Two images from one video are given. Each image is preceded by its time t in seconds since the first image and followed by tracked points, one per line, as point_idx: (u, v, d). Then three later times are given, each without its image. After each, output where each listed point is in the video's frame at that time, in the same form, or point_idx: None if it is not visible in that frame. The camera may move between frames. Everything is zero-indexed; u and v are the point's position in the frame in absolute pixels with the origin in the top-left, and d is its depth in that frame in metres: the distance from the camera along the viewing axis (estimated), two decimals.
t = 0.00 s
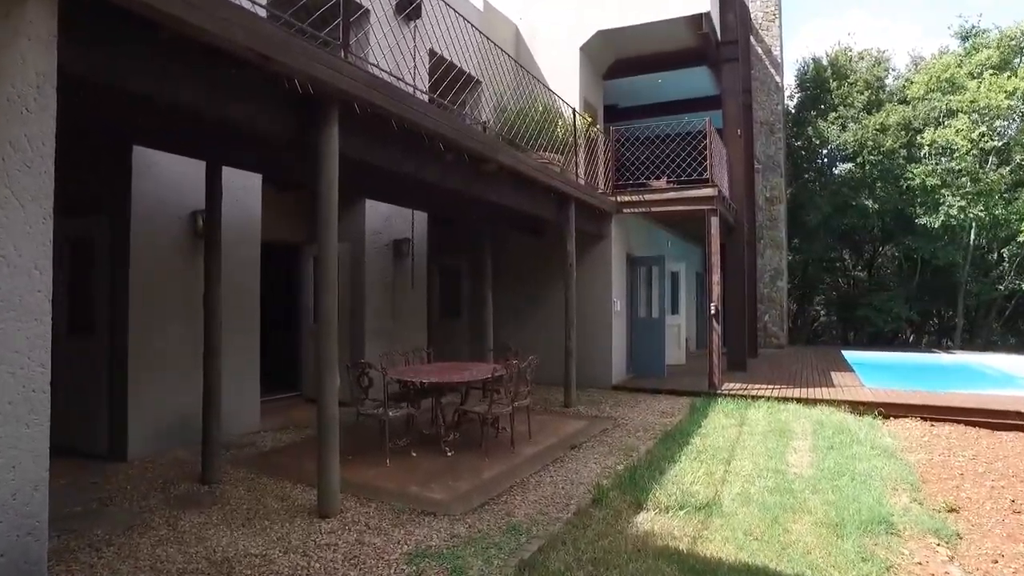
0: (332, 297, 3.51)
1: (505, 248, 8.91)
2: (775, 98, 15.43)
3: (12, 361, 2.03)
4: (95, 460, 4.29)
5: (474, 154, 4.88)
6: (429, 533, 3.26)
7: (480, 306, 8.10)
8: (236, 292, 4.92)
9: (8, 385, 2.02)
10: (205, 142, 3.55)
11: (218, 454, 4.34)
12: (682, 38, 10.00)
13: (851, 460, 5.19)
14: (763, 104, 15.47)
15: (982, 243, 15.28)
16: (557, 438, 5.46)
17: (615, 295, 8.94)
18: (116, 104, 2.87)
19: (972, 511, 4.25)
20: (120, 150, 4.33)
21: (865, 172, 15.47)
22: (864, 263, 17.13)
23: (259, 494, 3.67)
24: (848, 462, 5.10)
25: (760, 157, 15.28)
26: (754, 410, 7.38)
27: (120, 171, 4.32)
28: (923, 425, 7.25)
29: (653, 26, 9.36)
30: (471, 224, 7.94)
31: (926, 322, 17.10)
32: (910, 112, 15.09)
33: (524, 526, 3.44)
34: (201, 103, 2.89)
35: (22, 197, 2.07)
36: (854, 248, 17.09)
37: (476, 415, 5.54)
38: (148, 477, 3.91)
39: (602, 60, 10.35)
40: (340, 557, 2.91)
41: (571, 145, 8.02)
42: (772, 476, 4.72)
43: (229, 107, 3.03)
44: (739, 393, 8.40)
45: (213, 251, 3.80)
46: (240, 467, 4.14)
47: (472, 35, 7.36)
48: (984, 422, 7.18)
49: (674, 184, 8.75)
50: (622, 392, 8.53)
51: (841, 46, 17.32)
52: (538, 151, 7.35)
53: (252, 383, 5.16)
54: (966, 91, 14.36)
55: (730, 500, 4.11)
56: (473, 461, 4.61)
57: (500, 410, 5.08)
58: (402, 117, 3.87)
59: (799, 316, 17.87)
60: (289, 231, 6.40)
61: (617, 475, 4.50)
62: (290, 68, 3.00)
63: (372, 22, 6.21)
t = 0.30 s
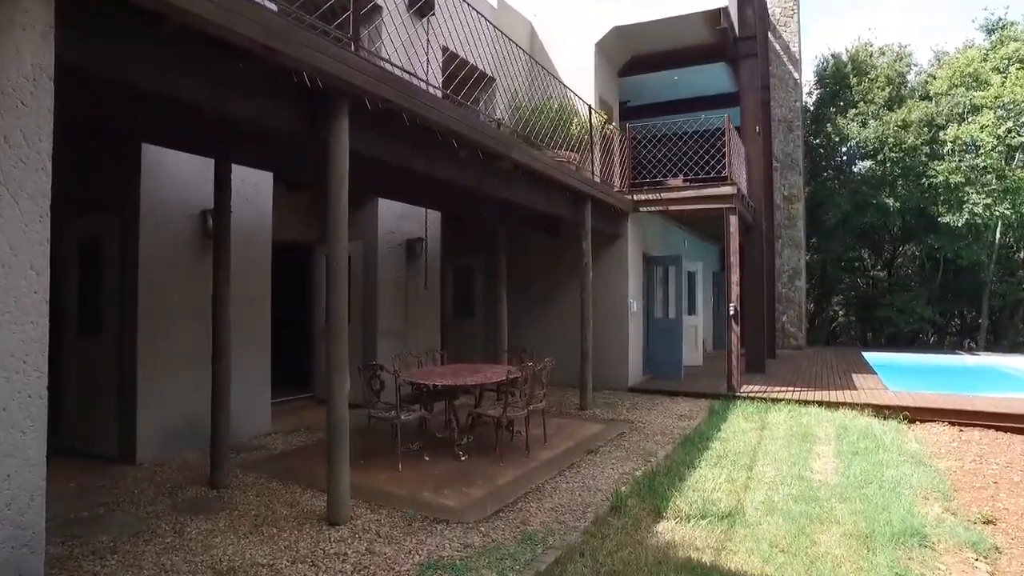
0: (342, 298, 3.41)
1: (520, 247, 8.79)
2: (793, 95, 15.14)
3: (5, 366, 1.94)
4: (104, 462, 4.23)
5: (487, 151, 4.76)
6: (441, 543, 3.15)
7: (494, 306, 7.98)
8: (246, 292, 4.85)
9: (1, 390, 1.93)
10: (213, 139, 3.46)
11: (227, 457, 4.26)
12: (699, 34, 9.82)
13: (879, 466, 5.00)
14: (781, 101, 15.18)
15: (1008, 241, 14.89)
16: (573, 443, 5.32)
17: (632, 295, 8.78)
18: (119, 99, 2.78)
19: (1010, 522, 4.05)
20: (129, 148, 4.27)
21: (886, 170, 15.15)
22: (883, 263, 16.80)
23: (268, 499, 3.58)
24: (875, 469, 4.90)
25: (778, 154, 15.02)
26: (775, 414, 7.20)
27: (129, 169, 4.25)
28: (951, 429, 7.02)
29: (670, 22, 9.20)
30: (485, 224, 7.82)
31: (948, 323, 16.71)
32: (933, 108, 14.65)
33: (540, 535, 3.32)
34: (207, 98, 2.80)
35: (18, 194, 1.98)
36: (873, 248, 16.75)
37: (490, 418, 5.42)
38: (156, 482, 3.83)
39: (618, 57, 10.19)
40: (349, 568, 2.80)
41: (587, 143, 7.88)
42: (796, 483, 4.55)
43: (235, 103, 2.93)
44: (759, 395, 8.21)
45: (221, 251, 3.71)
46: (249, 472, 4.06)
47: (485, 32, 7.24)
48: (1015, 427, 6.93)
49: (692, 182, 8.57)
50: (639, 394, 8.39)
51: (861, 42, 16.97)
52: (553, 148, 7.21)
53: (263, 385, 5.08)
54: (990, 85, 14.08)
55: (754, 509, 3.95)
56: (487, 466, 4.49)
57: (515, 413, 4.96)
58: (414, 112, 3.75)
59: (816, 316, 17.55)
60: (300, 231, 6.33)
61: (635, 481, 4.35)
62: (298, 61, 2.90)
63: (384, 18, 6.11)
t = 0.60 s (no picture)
0: (352, 299, 3.32)
1: (535, 247, 8.68)
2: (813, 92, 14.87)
3: None
4: (115, 464, 4.19)
5: (501, 148, 4.66)
6: (453, 552, 3.04)
7: (508, 307, 7.88)
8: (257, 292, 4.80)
9: None
10: (222, 137, 3.40)
11: (237, 460, 4.20)
12: (717, 30, 9.64)
13: (906, 473, 4.82)
14: (800, 98, 14.91)
15: None
16: (589, 447, 5.20)
17: (648, 295, 8.63)
18: (124, 94, 2.72)
19: None
20: (139, 146, 4.23)
21: (908, 167, 14.81)
22: (903, 263, 16.48)
23: (277, 504, 3.51)
24: (903, 476, 4.72)
25: (796, 152, 14.77)
26: (796, 417, 7.01)
27: (140, 168, 4.21)
28: (979, 434, 6.78)
29: (687, 17, 9.04)
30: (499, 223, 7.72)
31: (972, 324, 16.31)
32: (957, 104, 14.22)
33: (555, 545, 3.20)
34: (214, 93, 2.72)
35: (15, 193, 1.91)
36: (893, 248, 16.42)
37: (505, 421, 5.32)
38: (164, 485, 3.77)
39: (633, 54, 10.05)
40: None
41: (602, 141, 7.75)
42: (820, 490, 4.39)
43: (243, 98, 2.86)
44: (778, 398, 8.04)
45: (230, 250, 3.64)
46: (259, 475, 3.99)
47: (500, 28, 7.15)
48: None
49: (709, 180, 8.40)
50: (655, 395, 8.25)
51: (882, 37, 16.62)
52: (568, 146, 7.10)
53: (274, 386, 5.02)
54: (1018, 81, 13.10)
55: (777, 518, 3.79)
56: (501, 471, 4.39)
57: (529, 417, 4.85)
58: (426, 108, 3.66)
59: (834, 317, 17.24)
60: (312, 230, 6.27)
61: (653, 488, 4.22)
62: (307, 54, 2.81)
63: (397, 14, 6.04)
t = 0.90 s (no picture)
0: (363, 300, 3.22)
1: (551, 247, 8.56)
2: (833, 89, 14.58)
3: None
4: (125, 466, 4.14)
5: (517, 145, 4.54)
6: (466, 563, 2.93)
7: (523, 307, 7.76)
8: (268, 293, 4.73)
9: None
10: (231, 135, 3.32)
11: (247, 464, 4.12)
12: (737, 25, 9.45)
13: (937, 481, 4.62)
14: (820, 95, 14.62)
15: None
16: (606, 452, 5.07)
17: (666, 296, 8.46)
18: (129, 88, 2.64)
19: None
20: (150, 145, 4.16)
21: (932, 165, 14.45)
22: (926, 263, 16.07)
23: (286, 510, 3.42)
24: (934, 484, 4.53)
25: (816, 150, 14.51)
26: (819, 422, 6.81)
27: (150, 167, 4.16)
28: (1012, 441, 6.53)
29: (706, 12, 8.87)
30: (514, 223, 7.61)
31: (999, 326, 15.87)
32: (984, 100, 13.88)
33: (572, 557, 3.07)
34: (221, 87, 2.64)
35: (9, 190, 1.83)
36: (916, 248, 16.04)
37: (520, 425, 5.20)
38: (173, 489, 3.71)
39: (651, 50, 9.89)
40: None
41: (619, 140, 7.61)
42: (848, 499, 4.22)
43: (251, 92, 2.77)
44: (800, 401, 7.84)
45: (239, 250, 3.56)
46: (269, 479, 3.91)
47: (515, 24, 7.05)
48: None
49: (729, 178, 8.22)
50: (673, 398, 8.09)
51: (906, 33, 16.25)
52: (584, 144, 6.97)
53: (286, 389, 4.95)
54: None
55: (804, 530, 3.62)
56: (515, 476, 4.27)
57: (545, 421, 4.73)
58: (440, 104, 3.56)
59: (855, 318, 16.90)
60: (325, 230, 6.21)
61: (673, 496, 4.08)
62: (316, 46, 2.72)
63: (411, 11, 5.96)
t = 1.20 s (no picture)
0: (372, 300, 3.12)
1: (565, 246, 8.43)
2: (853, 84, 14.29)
3: None
4: (134, 469, 4.08)
5: (531, 141, 4.42)
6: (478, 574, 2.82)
7: (537, 308, 7.64)
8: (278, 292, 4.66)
9: None
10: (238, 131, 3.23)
11: (256, 467, 4.05)
12: (755, 20, 9.25)
13: (969, 490, 4.43)
14: (839, 91, 14.33)
15: None
16: (622, 457, 4.93)
17: (682, 296, 8.29)
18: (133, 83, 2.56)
19: None
20: (159, 143, 4.11)
21: (956, 162, 14.10)
22: (947, 262, 15.63)
23: (295, 516, 3.33)
24: (966, 493, 4.35)
25: (835, 147, 14.22)
26: (841, 426, 6.61)
27: (159, 165, 4.10)
28: None
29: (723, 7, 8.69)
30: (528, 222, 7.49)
31: None
32: (1011, 95, 13.64)
33: (588, 568, 2.94)
34: (225, 81, 2.55)
35: None
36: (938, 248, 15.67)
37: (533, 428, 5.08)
38: (181, 492, 3.64)
39: (666, 46, 9.72)
40: None
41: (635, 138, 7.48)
42: (876, 508, 4.05)
43: (256, 86, 2.68)
44: (821, 405, 7.63)
45: (247, 250, 3.49)
46: (278, 484, 3.82)
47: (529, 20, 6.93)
48: None
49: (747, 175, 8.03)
50: (689, 400, 7.92)
51: (928, 27, 15.88)
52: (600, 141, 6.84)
53: (296, 390, 4.88)
54: None
55: (831, 541, 3.47)
56: (529, 482, 4.15)
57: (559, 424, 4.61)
58: (452, 98, 3.46)
59: (874, 318, 16.57)
60: (337, 230, 6.13)
61: (693, 503, 3.94)
62: (323, 37, 2.62)
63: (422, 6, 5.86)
